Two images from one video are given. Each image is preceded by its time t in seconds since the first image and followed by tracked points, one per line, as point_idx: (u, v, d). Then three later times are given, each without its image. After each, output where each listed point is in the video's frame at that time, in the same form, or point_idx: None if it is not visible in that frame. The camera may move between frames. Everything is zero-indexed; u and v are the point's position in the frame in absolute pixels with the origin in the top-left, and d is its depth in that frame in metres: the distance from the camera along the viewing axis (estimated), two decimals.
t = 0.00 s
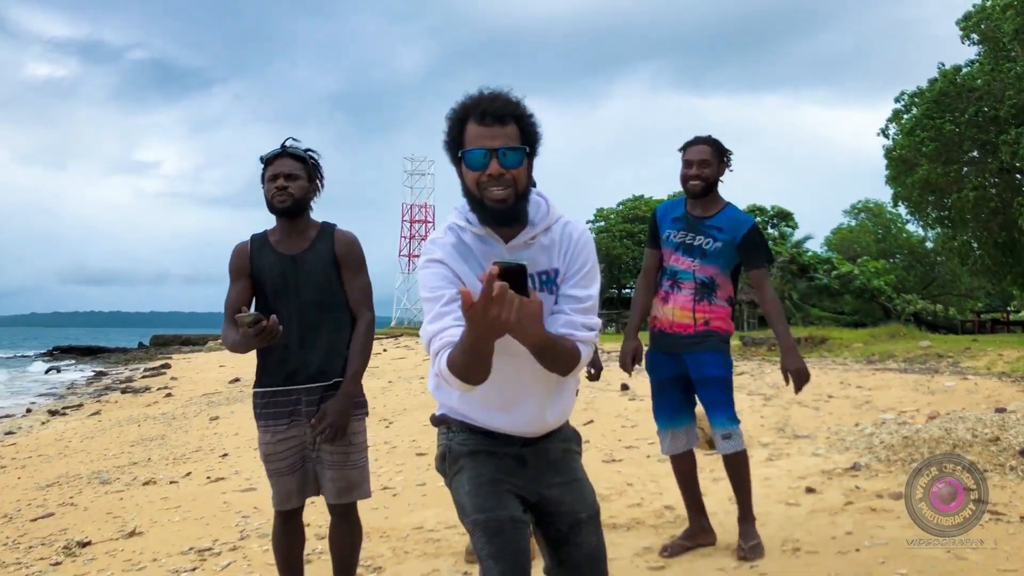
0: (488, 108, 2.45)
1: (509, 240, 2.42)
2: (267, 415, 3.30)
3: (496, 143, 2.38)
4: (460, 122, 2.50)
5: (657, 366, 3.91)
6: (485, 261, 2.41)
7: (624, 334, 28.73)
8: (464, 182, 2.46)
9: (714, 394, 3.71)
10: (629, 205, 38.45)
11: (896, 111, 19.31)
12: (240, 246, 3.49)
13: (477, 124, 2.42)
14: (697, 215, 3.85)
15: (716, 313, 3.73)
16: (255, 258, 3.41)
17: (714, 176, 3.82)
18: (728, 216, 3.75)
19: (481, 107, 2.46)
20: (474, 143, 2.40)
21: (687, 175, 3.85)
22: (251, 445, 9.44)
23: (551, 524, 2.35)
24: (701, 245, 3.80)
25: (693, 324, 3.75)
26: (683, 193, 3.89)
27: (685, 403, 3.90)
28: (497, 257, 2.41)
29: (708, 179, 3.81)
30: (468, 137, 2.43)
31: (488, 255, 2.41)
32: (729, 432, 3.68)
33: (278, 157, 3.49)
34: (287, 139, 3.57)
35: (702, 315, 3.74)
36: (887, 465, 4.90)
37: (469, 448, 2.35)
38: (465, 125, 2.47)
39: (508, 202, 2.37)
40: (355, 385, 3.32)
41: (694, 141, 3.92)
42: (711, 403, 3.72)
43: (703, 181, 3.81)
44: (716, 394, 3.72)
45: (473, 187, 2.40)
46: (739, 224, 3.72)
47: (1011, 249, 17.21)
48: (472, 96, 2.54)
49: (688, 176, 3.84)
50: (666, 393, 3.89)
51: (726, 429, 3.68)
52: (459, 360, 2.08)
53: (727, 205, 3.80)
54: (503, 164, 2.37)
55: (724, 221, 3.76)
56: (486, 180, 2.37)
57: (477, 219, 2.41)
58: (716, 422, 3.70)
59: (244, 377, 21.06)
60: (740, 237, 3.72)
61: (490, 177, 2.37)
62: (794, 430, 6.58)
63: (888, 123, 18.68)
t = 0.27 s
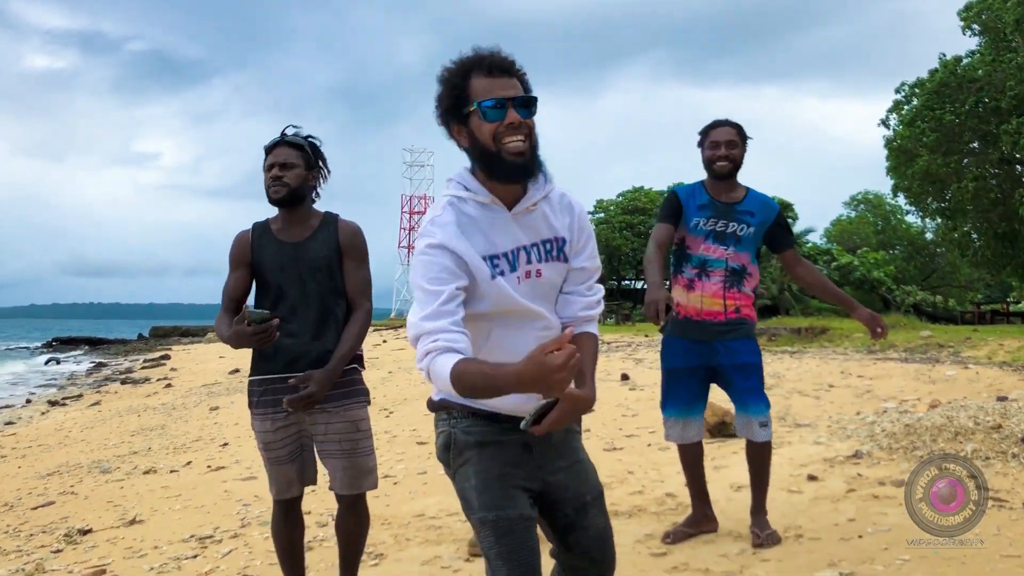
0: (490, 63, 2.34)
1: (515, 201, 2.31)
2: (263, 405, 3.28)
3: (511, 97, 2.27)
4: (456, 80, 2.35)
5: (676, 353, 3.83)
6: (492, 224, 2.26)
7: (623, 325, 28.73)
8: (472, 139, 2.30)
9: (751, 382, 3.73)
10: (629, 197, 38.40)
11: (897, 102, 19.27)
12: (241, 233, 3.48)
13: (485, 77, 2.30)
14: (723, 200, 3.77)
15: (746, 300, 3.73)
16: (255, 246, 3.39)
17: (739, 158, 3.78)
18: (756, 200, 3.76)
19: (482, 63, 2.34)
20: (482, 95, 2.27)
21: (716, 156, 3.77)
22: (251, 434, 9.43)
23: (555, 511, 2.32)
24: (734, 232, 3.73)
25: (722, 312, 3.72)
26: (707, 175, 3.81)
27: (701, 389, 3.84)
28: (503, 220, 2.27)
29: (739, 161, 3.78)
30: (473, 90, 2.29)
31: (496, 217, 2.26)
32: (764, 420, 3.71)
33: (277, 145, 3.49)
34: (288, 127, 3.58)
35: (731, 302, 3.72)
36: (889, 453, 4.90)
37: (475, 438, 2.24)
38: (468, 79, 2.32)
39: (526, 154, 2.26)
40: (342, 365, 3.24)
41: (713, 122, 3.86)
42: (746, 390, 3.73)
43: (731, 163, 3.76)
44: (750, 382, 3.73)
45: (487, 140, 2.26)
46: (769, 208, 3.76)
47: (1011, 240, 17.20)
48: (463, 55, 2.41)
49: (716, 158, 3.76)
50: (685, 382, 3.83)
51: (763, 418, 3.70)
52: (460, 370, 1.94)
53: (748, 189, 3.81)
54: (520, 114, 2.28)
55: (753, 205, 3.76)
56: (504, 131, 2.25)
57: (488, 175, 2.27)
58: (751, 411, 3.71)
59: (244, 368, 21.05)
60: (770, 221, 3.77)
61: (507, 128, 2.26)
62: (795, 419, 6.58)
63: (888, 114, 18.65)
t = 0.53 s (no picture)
0: None
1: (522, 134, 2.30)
2: (259, 380, 3.30)
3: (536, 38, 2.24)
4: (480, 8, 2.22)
5: (698, 337, 3.82)
6: (514, 156, 2.17)
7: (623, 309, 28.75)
8: (499, 71, 2.20)
9: (773, 369, 3.70)
10: (629, 181, 38.32)
11: (898, 85, 19.20)
12: (246, 211, 3.49)
13: (516, 10, 2.22)
14: (742, 178, 3.76)
15: (776, 278, 3.71)
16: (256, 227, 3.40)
17: (756, 138, 3.76)
18: (775, 177, 3.78)
19: None
20: (518, 27, 2.20)
21: (731, 139, 3.74)
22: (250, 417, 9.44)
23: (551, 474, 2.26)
24: (760, 208, 3.73)
25: (754, 291, 3.69)
26: (723, 156, 3.78)
27: (721, 371, 3.82)
28: (522, 150, 2.21)
29: (755, 142, 3.74)
30: (506, 21, 2.20)
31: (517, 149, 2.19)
32: (783, 408, 3.70)
33: (277, 126, 3.48)
34: (289, 109, 3.56)
35: (764, 281, 3.69)
36: (888, 435, 4.90)
37: (495, 404, 2.06)
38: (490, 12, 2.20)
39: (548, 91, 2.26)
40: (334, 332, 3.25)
41: (728, 103, 3.81)
42: (767, 377, 3.71)
43: (748, 144, 3.72)
44: (772, 368, 3.71)
45: (522, 71, 2.20)
46: (787, 182, 3.80)
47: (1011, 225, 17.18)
48: None
49: (732, 140, 3.73)
50: (705, 363, 3.82)
51: (781, 405, 3.70)
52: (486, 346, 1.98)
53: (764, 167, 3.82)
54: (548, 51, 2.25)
55: (774, 181, 3.78)
56: (536, 68, 2.22)
57: (514, 111, 2.21)
58: (770, 397, 3.71)
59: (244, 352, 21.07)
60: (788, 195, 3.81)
61: (537, 65, 2.23)
62: (795, 401, 6.58)
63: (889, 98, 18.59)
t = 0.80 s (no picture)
0: None
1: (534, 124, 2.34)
2: (264, 360, 3.34)
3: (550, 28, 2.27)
4: None
5: (717, 316, 3.80)
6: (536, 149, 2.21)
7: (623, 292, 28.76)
8: (526, 60, 2.21)
9: (781, 354, 3.73)
10: (629, 164, 38.24)
11: (900, 68, 19.12)
12: (259, 197, 3.55)
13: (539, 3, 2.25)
14: (757, 159, 3.74)
15: (791, 260, 3.72)
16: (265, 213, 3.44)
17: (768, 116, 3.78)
18: (790, 157, 3.76)
19: None
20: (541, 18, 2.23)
21: (744, 117, 3.75)
22: (250, 400, 9.47)
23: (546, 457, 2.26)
24: (776, 189, 3.71)
25: (772, 274, 3.69)
26: (735, 135, 3.79)
27: (730, 354, 3.83)
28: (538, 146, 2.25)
29: (767, 122, 3.76)
30: (532, 13, 2.22)
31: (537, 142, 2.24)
32: (785, 393, 3.75)
33: (284, 111, 3.51)
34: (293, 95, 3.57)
35: (782, 265, 3.70)
36: (886, 419, 4.93)
37: (508, 390, 2.05)
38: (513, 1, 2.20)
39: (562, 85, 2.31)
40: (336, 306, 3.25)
41: (737, 83, 3.84)
42: (777, 361, 3.74)
43: (761, 122, 3.74)
44: (780, 354, 3.74)
45: (547, 61, 2.23)
46: (801, 163, 3.78)
47: (1012, 208, 17.16)
48: None
49: (745, 118, 3.74)
50: (716, 346, 3.82)
51: (784, 391, 3.74)
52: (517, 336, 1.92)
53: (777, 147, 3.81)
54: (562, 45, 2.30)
55: (788, 161, 3.76)
56: (556, 58, 2.27)
57: (539, 101, 2.25)
58: (775, 381, 3.75)
59: (244, 335, 21.10)
60: (802, 176, 3.80)
61: (555, 56, 2.27)
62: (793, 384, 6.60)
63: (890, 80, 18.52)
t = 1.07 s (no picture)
0: None
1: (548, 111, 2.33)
2: (289, 351, 3.34)
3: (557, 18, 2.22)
4: None
5: (720, 308, 3.83)
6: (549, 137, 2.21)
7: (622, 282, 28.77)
8: (528, 57, 2.21)
9: (778, 346, 3.72)
10: (629, 153, 38.20)
11: (901, 57, 19.06)
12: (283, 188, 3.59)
13: None
14: (748, 149, 3.74)
15: (791, 251, 3.67)
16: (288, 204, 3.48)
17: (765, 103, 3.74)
18: (785, 142, 3.67)
19: None
20: (545, 15, 2.19)
21: (740, 103, 3.72)
22: (251, 390, 9.49)
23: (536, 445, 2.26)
24: (766, 179, 3.69)
25: (770, 266, 3.69)
26: (731, 123, 3.76)
27: (739, 345, 3.83)
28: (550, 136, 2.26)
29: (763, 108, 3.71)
30: (535, 10, 2.19)
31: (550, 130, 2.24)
32: (782, 382, 3.73)
33: (305, 103, 3.48)
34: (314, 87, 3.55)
35: (781, 256, 3.68)
36: (884, 410, 4.94)
37: (509, 374, 2.05)
38: None
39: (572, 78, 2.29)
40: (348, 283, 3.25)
41: (735, 72, 3.82)
42: (771, 351, 3.74)
43: (757, 109, 3.70)
44: (777, 344, 3.73)
45: (547, 59, 2.22)
46: (799, 146, 3.65)
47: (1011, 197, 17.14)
48: None
49: (741, 103, 3.71)
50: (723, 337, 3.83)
51: (781, 379, 3.73)
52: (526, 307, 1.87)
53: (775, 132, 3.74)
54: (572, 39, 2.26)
55: (782, 148, 3.67)
56: (560, 54, 2.23)
57: (547, 95, 2.26)
58: (770, 370, 3.75)
59: (244, 324, 21.13)
60: (804, 159, 3.66)
61: (563, 52, 2.24)
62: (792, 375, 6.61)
63: (891, 70, 18.47)
